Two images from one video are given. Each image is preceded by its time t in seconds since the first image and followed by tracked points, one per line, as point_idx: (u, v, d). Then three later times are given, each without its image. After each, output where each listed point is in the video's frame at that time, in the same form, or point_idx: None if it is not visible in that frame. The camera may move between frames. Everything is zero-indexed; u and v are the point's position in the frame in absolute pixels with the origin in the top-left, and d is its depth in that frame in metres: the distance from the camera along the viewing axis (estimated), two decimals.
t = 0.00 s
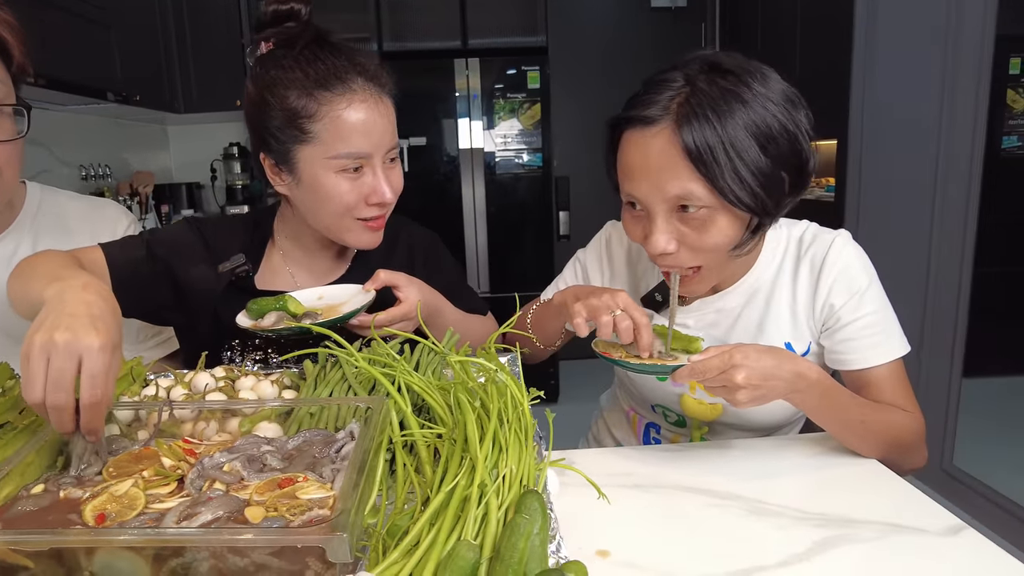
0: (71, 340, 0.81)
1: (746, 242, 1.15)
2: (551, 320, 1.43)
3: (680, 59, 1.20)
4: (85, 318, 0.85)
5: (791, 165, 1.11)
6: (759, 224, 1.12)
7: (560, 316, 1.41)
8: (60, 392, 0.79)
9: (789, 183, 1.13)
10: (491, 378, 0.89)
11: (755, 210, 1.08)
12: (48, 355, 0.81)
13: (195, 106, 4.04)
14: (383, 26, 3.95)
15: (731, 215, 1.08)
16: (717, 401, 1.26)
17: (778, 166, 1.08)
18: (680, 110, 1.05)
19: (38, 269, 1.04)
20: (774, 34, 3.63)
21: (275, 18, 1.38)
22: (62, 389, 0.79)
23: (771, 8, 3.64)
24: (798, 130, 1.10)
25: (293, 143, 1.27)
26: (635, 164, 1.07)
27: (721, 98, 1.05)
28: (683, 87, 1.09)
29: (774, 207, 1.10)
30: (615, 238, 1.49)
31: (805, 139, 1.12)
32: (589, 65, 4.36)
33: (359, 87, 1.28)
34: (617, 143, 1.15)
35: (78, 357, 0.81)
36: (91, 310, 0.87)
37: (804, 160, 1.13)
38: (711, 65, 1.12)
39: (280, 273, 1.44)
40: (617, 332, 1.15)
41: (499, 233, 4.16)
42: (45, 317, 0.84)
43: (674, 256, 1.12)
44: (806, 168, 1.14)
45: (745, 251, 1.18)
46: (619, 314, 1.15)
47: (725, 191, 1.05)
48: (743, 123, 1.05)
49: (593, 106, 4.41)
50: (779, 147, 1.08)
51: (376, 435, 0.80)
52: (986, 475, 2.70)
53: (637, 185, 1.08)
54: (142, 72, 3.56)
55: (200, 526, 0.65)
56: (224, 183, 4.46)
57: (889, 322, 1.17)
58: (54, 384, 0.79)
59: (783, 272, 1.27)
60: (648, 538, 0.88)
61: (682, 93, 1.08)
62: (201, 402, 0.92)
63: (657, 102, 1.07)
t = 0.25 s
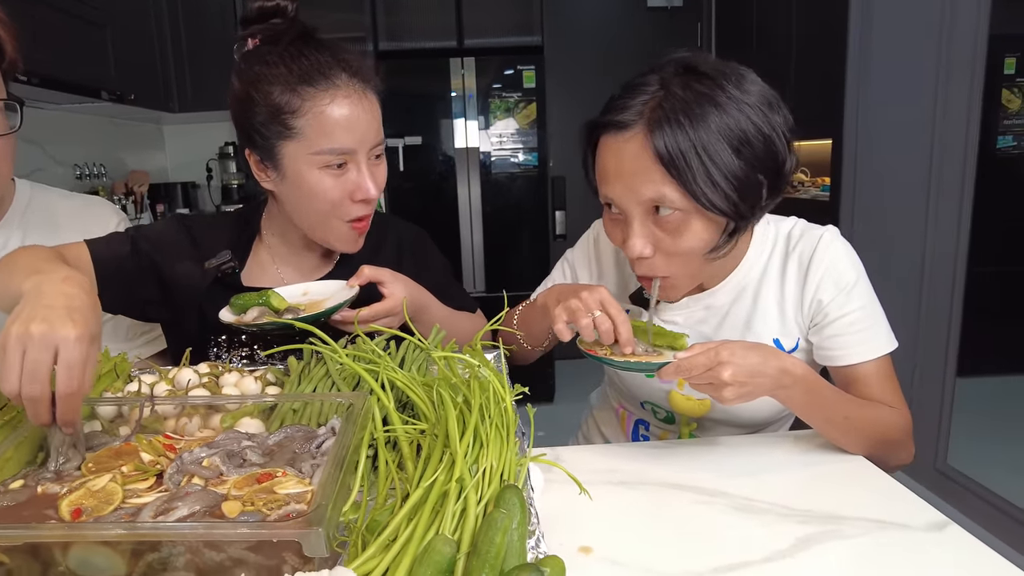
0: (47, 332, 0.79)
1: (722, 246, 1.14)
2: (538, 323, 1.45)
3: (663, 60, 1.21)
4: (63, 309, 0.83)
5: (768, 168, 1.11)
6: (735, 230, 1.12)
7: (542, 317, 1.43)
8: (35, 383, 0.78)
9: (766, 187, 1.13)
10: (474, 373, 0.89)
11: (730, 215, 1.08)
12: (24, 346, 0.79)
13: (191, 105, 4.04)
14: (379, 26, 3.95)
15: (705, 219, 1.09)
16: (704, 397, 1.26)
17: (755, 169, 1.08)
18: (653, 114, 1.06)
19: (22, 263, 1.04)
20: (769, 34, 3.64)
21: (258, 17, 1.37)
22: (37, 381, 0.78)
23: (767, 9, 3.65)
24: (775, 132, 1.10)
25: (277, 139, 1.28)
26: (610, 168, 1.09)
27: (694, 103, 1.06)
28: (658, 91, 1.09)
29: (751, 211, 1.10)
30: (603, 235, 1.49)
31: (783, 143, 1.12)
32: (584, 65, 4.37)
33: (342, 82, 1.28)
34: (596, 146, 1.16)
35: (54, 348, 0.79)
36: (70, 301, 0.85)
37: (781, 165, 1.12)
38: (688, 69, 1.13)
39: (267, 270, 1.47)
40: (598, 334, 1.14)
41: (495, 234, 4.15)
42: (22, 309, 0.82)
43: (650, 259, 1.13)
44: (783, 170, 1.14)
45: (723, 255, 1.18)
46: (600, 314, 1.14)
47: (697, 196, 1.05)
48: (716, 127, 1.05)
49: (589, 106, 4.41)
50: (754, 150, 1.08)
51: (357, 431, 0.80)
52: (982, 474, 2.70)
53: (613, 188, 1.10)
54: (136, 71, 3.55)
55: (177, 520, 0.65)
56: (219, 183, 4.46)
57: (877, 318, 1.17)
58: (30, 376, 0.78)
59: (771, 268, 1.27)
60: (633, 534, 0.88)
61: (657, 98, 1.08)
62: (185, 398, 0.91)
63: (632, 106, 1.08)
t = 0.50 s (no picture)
0: (35, 305, 0.82)
1: (699, 246, 1.15)
2: (523, 318, 1.48)
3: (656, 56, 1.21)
4: (51, 285, 0.86)
5: (749, 169, 1.11)
6: (714, 230, 1.12)
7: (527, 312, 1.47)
8: (23, 354, 0.80)
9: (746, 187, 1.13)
10: (462, 366, 0.89)
11: (707, 216, 1.08)
12: (12, 320, 0.81)
13: (188, 104, 4.04)
14: (376, 25, 3.95)
15: (681, 218, 1.09)
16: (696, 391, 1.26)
17: (734, 171, 1.09)
18: (632, 112, 1.07)
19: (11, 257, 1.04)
20: (766, 33, 3.64)
21: (251, 11, 1.38)
22: (25, 352, 0.80)
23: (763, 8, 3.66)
24: (758, 134, 1.10)
25: (265, 133, 1.28)
26: (591, 163, 1.11)
27: (672, 103, 1.06)
28: (640, 89, 1.10)
29: (730, 212, 1.10)
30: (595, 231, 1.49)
31: (765, 144, 1.11)
32: (582, 65, 4.37)
33: (331, 77, 1.28)
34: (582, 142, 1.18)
35: (42, 320, 0.82)
36: (57, 278, 0.88)
37: (761, 165, 1.12)
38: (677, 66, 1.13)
39: (259, 264, 1.48)
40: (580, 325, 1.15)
41: (492, 234, 4.15)
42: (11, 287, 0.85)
43: (629, 254, 1.14)
44: (767, 171, 1.14)
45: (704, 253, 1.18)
46: (578, 304, 1.14)
47: (672, 195, 1.05)
48: (695, 128, 1.05)
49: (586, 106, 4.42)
50: (734, 152, 1.08)
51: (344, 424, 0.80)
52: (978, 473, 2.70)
53: (595, 183, 1.11)
54: (133, 70, 3.55)
55: (160, 510, 0.65)
56: (216, 182, 4.47)
57: (869, 312, 1.17)
58: (18, 347, 0.80)
59: (762, 263, 1.27)
60: (622, 528, 0.88)
61: (639, 96, 1.09)
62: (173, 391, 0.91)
63: (613, 104, 1.09)
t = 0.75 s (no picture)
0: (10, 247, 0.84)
1: (692, 239, 1.14)
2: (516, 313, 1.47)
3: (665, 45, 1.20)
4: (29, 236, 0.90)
5: (747, 163, 1.11)
6: (709, 223, 1.12)
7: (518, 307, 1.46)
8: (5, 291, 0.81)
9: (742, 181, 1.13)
10: (455, 361, 0.89)
11: (701, 207, 1.09)
12: None
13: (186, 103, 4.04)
14: (374, 25, 3.96)
15: (675, 209, 1.09)
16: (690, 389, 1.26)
17: (731, 164, 1.09)
18: (635, 98, 1.07)
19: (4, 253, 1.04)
20: (764, 33, 3.65)
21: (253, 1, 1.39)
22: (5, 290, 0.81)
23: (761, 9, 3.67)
24: (758, 128, 1.10)
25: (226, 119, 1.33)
26: (591, 146, 1.11)
27: (676, 91, 1.06)
28: (645, 76, 1.10)
29: (725, 204, 1.10)
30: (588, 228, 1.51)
31: (764, 140, 1.11)
32: (580, 65, 4.37)
33: (283, 70, 1.27)
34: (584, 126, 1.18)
35: (19, 259, 0.84)
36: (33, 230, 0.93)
37: (759, 160, 1.12)
38: (682, 55, 1.13)
39: (255, 259, 1.52)
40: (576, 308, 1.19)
41: (491, 234, 4.15)
42: None
43: (622, 241, 1.14)
44: (765, 166, 1.14)
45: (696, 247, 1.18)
46: (570, 289, 1.19)
47: (668, 184, 1.06)
48: (695, 118, 1.05)
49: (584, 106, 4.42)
50: (733, 144, 1.08)
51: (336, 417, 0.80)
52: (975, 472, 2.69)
53: (593, 167, 1.12)
54: (130, 69, 3.55)
55: (149, 503, 0.65)
56: (214, 181, 4.47)
57: (863, 309, 1.17)
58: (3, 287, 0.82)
59: (756, 259, 1.28)
60: (615, 523, 0.88)
61: (643, 82, 1.09)
62: (166, 385, 0.91)
63: (617, 88, 1.09)
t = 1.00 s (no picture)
0: None
1: (689, 235, 1.15)
2: (521, 315, 1.48)
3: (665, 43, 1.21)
4: None
5: (744, 161, 1.11)
6: (705, 220, 1.12)
7: (524, 309, 1.46)
8: None
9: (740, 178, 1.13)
10: (453, 359, 0.89)
11: (698, 204, 1.09)
12: None
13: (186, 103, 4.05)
14: (373, 25, 3.96)
15: (672, 205, 1.09)
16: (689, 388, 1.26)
17: (727, 162, 1.09)
18: (634, 94, 1.07)
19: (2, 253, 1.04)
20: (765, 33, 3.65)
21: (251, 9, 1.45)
22: None
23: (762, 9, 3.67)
24: (756, 127, 1.10)
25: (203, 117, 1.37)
26: (590, 142, 1.11)
27: (675, 88, 1.06)
28: (645, 72, 1.10)
29: (721, 202, 1.11)
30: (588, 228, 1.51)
31: (762, 138, 1.12)
32: (579, 66, 4.39)
33: (244, 65, 1.29)
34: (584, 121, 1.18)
35: None
36: None
37: (757, 158, 1.12)
38: (682, 53, 1.13)
39: (253, 257, 1.53)
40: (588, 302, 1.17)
41: (489, 234, 4.15)
42: None
43: (618, 237, 1.14)
44: (761, 165, 1.14)
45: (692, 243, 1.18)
46: (583, 285, 1.17)
47: (665, 181, 1.06)
48: (693, 116, 1.06)
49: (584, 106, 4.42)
50: (730, 142, 1.08)
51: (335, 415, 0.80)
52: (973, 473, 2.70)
53: (592, 162, 1.12)
54: (129, 69, 3.54)
55: (147, 499, 0.65)
56: (213, 181, 4.47)
57: (861, 307, 1.17)
58: None
59: (754, 258, 1.28)
60: (612, 521, 0.88)
61: (643, 78, 1.09)
62: (165, 383, 0.91)
63: (616, 84, 1.10)
